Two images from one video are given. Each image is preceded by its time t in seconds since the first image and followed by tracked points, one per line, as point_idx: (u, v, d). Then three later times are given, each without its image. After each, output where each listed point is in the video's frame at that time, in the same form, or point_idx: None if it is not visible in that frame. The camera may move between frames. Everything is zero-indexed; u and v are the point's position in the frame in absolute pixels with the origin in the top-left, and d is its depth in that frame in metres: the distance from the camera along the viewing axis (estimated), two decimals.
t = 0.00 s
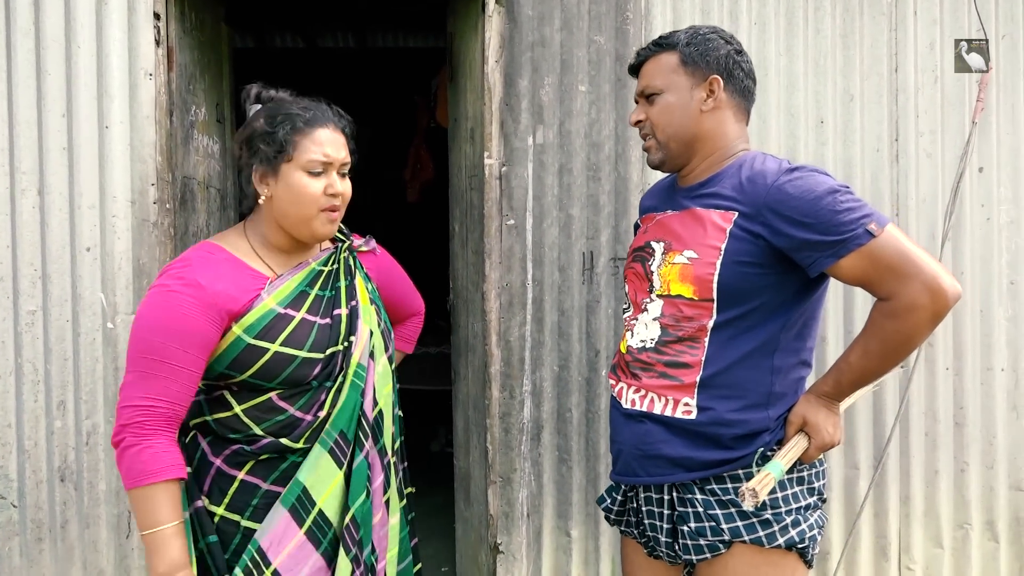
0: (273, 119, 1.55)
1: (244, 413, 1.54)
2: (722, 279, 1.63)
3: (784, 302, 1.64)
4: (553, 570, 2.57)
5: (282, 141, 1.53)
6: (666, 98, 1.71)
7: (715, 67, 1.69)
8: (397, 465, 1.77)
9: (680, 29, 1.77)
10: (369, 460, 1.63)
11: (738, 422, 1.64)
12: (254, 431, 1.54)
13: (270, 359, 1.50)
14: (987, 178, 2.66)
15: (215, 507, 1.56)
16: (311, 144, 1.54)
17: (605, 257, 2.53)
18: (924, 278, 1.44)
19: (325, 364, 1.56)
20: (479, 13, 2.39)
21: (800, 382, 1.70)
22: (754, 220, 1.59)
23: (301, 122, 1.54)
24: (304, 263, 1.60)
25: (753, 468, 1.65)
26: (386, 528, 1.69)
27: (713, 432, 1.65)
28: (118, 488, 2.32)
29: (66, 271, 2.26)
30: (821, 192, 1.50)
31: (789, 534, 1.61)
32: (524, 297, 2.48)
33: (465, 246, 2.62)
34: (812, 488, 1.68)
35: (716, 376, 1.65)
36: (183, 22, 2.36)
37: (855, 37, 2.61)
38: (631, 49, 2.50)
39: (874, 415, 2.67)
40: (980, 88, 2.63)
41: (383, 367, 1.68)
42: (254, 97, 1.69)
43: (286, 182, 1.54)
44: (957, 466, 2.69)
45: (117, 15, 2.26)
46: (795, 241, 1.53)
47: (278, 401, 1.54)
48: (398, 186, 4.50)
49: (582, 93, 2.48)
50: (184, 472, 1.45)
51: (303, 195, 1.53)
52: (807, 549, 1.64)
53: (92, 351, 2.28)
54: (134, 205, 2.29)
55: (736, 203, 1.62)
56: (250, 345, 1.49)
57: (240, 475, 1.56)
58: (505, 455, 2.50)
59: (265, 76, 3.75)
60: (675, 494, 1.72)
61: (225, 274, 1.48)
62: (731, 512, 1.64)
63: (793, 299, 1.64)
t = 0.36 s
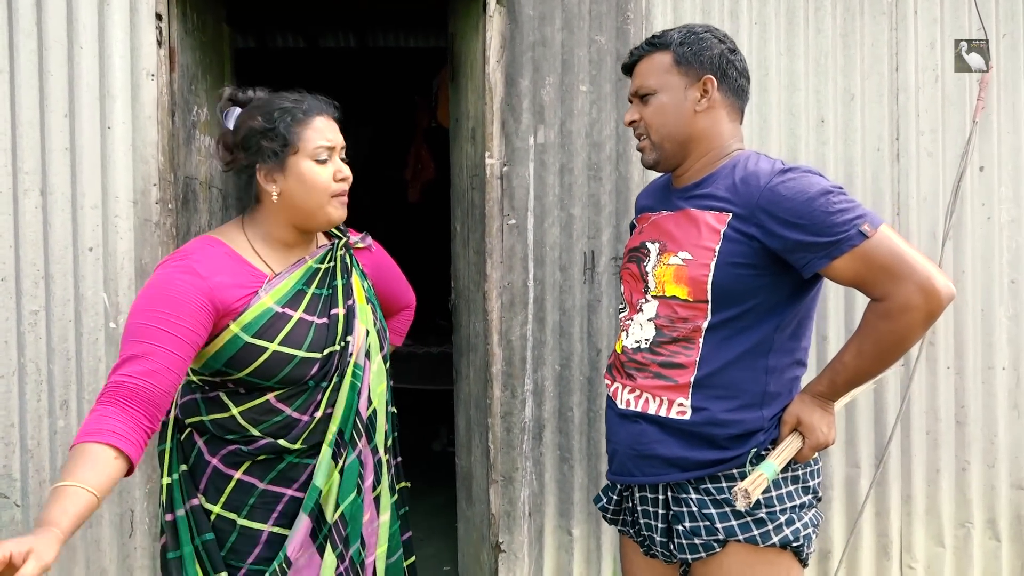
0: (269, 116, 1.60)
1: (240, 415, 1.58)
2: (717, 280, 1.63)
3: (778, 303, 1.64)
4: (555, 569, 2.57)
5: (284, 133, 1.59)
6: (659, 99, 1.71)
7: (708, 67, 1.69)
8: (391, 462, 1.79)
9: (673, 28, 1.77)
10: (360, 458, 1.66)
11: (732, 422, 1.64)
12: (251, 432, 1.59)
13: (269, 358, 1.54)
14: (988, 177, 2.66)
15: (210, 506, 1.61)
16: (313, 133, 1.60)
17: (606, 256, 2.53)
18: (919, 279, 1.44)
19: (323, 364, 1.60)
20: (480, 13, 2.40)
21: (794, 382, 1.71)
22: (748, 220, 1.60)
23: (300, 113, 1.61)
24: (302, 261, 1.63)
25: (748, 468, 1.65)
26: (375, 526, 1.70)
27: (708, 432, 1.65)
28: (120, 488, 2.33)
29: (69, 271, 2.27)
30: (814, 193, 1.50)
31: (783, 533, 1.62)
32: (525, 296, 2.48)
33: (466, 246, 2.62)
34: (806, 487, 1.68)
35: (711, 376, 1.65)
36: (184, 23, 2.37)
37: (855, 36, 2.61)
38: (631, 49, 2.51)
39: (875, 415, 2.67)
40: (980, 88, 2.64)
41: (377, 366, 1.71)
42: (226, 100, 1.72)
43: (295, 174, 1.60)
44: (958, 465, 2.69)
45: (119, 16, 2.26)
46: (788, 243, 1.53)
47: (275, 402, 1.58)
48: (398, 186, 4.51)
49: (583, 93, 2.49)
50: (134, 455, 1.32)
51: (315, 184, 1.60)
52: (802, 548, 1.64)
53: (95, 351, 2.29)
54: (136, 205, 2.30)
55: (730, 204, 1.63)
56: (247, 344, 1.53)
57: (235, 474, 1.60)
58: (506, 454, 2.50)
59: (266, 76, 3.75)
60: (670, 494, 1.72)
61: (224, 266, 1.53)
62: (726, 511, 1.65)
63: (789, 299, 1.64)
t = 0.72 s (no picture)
0: (306, 112, 1.65)
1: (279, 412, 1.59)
2: (719, 277, 1.63)
3: (781, 300, 1.64)
4: (560, 566, 2.57)
5: (310, 130, 1.62)
6: (660, 98, 1.71)
7: (708, 65, 1.68)
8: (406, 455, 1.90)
9: (673, 24, 1.75)
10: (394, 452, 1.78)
11: (735, 418, 1.64)
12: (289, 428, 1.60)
13: (320, 356, 1.58)
14: (993, 173, 2.65)
15: (244, 503, 1.65)
16: (336, 134, 1.62)
17: (609, 253, 2.53)
18: (922, 274, 1.44)
19: (366, 360, 1.66)
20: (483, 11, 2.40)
21: (798, 378, 1.70)
22: (750, 216, 1.60)
23: (332, 116, 1.64)
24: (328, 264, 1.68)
25: (750, 464, 1.64)
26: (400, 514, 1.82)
27: (710, 429, 1.65)
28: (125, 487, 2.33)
29: (73, 271, 2.27)
30: (815, 187, 1.50)
31: (788, 528, 1.61)
32: (529, 294, 2.47)
33: (469, 243, 2.62)
34: (810, 482, 1.68)
35: (713, 373, 1.65)
36: (185, 23, 2.37)
37: (859, 32, 2.60)
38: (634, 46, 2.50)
39: (881, 411, 2.66)
40: (984, 83, 2.63)
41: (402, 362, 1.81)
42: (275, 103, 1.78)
43: (309, 169, 1.61)
44: (964, 461, 2.68)
45: (122, 15, 2.26)
46: (790, 239, 1.53)
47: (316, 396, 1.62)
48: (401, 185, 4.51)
49: (586, 90, 2.48)
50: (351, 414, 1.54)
51: (325, 182, 1.60)
52: (806, 544, 1.63)
53: (99, 350, 2.29)
54: (140, 204, 2.30)
55: (732, 200, 1.63)
56: (300, 343, 1.56)
57: (269, 470, 1.65)
58: (511, 452, 2.50)
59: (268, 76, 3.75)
60: (673, 490, 1.72)
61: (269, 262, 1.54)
62: (729, 507, 1.64)
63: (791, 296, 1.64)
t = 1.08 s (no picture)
0: (353, 128, 1.64)
1: (328, 416, 1.63)
2: (724, 277, 1.62)
3: (786, 298, 1.64)
4: (563, 566, 2.57)
5: (355, 147, 1.61)
6: (660, 100, 1.70)
7: (708, 65, 1.67)
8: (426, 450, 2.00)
9: (670, 25, 1.74)
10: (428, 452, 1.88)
11: (740, 417, 1.64)
12: (335, 432, 1.65)
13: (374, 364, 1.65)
14: (995, 170, 2.65)
15: (287, 503, 1.67)
16: (382, 154, 1.60)
17: (611, 252, 2.52)
18: (927, 271, 1.44)
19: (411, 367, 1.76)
20: (484, 9, 2.41)
21: (803, 376, 1.70)
22: (756, 215, 1.59)
23: (376, 133, 1.62)
24: (367, 285, 1.72)
25: (757, 462, 1.64)
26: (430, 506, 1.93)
27: (716, 427, 1.65)
28: (128, 487, 2.33)
29: (75, 271, 2.27)
30: (822, 185, 1.50)
31: (794, 526, 1.61)
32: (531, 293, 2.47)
33: (472, 243, 2.62)
34: (817, 480, 1.67)
35: (719, 372, 1.65)
36: (186, 23, 2.37)
37: (861, 29, 2.60)
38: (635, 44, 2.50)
39: (884, 409, 2.66)
40: (986, 81, 2.62)
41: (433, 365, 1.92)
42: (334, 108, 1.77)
43: (351, 187, 1.60)
44: (967, 459, 2.68)
45: (123, 15, 2.26)
46: (796, 237, 1.52)
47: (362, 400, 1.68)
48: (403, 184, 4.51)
49: (587, 88, 2.48)
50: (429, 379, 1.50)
51: (365, 201, 1.58)
52: (813, 541, 1.63)
53: (101, 351, 2.29)
54: (141, 205, 2.29)
55: (736, 199, 1.62)
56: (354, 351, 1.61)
57: (313, 470, 1.68)
58: (513, 451, 2.50)
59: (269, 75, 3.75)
60: (679, 489, 1.72)
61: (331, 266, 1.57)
62: (736, 505, 1.64)
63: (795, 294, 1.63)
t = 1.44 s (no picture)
0: (356, 108, 1.71)
1: (350, 405, 1.67)
2: (726, 276, 1.62)
3: (788, 297, 1.64)
4: (562, 564, 2.57)
5: (366, 127, 1.70)
6: (661, 101, 1.70)
7: (708, 65, 1.67)
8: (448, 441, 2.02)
9: (668, 25, 1.74)
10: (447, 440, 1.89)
11: (742, 416, 1.64)
12: (357, 421, 1.68)
13: (385, 348, 1.65)
14: (995, 169, 2.65)
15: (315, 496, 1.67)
16: (393, 129, 1.71)
17: (611, 250, 2.52)
18: (929, 271, 1.44)
19: (425, 351, 1.75)
20: (484, 7, 2.42)
21: (804, 375, 1.70)
22: (757, 214, 1.59)
23: (384, 111, 1.72)
24: (386, 258, 1.75)
25: (758, 460, 1.65)
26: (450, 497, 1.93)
27: (717, 426, 1.65)
28: (127, 484, 2.33)
29: (74, 268, 2.27)
30: (820, 183, 1.51)
31: (795, 524, 1.61)
32: (531, 291, 2.47)
33: (471, 240, 2.62)
34: (818, 478, 1.68)
35: (720, 370, 1.65)
36: (186, 19, 2.36)
37: (861, 28, 2.60)
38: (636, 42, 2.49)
39: (883, 408, 2.66)
40: (987, 80, 2.62)
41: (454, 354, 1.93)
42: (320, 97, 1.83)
43: (370, 166, 1.69)
44: (966, 458, 2.68)
45: (123, 12, 2.26)
46: (797, 237, 1.52)
47: (382, 391, 1.70)
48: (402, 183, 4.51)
49: (587, 86, 2.48)
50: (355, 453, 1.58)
51: (388, 177, 1.69)
52: (813, 539, 1.64)
53: (100, 348, 2.28)
54: (141, 202, 2.29)
55: (736, 199, 1.62)
56: (366, 335, 1.62)
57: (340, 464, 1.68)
58: (513, 449, 2.50)
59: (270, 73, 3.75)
60: (680, 487, 1.72)
61: (339, 260, 1.60)
62: (737, 503, 1.64)
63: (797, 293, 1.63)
